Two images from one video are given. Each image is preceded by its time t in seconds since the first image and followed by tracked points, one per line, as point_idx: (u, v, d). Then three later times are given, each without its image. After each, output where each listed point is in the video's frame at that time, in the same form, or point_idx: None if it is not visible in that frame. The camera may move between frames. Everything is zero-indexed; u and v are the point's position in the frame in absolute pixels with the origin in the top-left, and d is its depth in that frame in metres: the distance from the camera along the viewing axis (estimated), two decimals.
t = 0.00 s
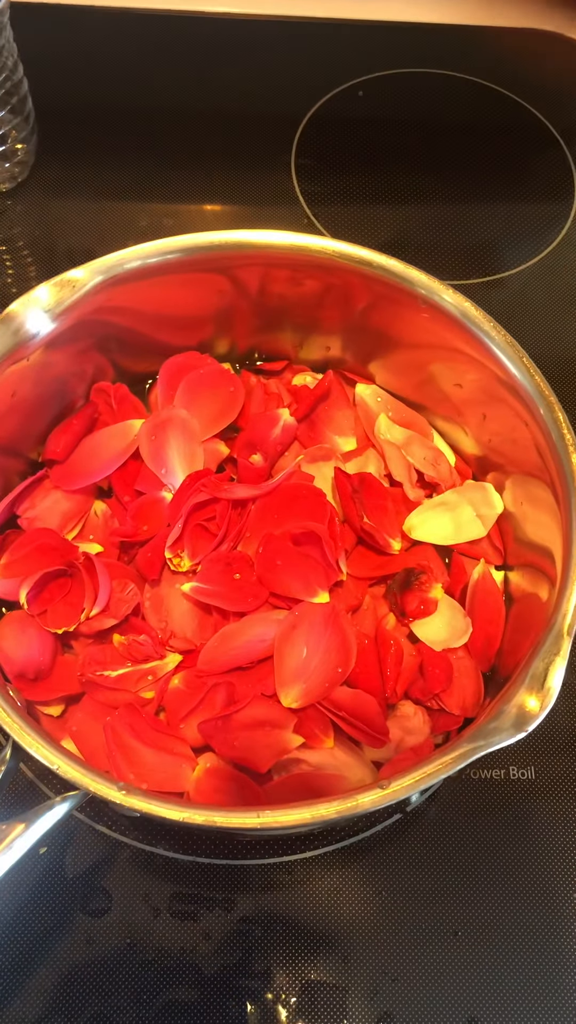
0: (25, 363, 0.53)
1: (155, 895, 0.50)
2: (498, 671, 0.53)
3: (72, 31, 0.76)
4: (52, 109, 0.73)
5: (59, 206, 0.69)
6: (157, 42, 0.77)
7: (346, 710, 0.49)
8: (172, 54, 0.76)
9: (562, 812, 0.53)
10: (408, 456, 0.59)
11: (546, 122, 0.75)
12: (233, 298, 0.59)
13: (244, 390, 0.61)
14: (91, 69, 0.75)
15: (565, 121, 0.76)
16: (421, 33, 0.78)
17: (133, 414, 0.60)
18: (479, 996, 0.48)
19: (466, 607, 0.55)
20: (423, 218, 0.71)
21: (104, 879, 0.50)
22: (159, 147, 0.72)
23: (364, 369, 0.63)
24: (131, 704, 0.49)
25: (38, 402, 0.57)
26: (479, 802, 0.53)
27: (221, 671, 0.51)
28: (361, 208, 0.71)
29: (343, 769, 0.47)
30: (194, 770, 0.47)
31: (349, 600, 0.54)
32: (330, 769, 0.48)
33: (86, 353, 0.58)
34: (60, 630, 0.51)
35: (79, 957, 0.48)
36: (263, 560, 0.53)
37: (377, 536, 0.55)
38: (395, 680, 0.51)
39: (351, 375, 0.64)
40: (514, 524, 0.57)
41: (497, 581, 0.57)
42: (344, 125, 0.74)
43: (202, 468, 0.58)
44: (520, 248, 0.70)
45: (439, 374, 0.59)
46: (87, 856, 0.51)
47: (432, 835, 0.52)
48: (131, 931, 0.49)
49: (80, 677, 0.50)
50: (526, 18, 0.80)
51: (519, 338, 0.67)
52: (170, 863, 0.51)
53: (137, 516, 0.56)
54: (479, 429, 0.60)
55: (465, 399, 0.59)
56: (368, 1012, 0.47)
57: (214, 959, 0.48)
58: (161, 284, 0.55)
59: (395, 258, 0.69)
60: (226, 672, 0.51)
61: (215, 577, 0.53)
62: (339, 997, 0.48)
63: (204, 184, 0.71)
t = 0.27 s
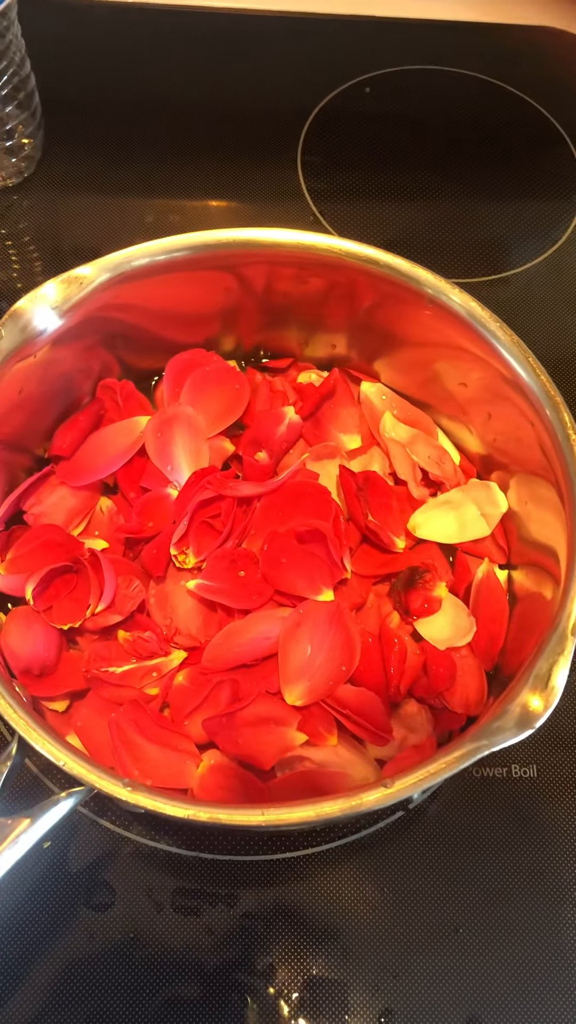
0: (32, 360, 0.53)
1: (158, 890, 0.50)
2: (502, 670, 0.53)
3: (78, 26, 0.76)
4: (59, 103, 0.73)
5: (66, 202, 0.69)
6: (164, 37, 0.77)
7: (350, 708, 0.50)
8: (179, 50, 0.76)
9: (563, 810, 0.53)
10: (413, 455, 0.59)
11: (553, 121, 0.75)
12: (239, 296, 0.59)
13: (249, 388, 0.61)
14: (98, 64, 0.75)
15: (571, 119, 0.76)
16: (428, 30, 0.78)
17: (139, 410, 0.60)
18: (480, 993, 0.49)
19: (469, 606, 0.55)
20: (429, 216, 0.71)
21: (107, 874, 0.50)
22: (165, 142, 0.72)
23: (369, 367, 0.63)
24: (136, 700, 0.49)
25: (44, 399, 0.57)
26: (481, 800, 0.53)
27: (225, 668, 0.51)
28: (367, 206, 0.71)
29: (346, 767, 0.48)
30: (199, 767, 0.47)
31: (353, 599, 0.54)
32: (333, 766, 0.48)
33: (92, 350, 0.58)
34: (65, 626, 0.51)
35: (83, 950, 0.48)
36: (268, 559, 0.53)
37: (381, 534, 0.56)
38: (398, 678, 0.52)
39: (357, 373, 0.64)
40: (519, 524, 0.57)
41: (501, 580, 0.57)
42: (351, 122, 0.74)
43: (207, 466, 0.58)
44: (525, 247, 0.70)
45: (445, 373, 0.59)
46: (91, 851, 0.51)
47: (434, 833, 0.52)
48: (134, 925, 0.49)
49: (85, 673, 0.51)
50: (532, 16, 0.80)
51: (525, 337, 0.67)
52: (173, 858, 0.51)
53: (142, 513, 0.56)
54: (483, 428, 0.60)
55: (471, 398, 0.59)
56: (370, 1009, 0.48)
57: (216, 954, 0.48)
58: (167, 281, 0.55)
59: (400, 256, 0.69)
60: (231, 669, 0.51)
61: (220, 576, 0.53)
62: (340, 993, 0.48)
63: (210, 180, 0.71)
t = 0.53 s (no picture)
0: (26, 346, 0.52)
1: (153, 887, 0.49)
2: (502, 666, 0.53)
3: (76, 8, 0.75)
4: (56, 86, 0.72)
5: (63, 187, 0.68)
6: (163, 18, 0.75)
7: (349, 704, 0.49)
8: (178, 32, 0.75)
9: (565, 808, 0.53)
10: (414, 446, 0.58)
11: (558, 106, 0.74)
12: (239, 283, 0.58)
13: (249, 378, 0.60)
14: (96, 46, 0.74)
15: None
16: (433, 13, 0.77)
17: (135, 398, 0.59)
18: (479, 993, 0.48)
19: (471, 601, 0.54)
20: (432, 203, 0.70)
21: (101, 870, 0.50)
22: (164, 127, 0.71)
23: (371, 356, 0.62)
24: (131, 694, 0.48)
25: (39, 387, 0.56)
26: (481, 796, 0.53)
27: (222, 663, 0.50)
28: (369, 193, 0.70)
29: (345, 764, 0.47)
30: (195, 761, 0.47)
31: (352, 592, 0.53)
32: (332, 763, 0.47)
33: (88, 337, 0.57)
34: (59, 619, 0.51)
35: (76, 947, 0.48)
36: (266, 551, 0.52)
37: (381, 527, 0.55)
38: (398, 673, 0.51)
39: (358, 362, 0.63)
40: (521, 517, 0.56)
41: (503, 573, 0.56)
42: (353, 107, 0.73)
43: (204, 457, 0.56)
44: (529, 235, 0.69)
45: (447, 362, 0.58)
46: (85, 847, 0.50)
47: (434, 830, 0.52)
48: (129, 923, 0.48)
49: (80, 666, 0.50)
50: None
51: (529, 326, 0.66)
52: (168, 855, 0.50)
53: (138, 504, 0.55)
54: (486, 419, 0.59)
55: (474, 388, 0.58)
56: (368, 1008, 0.47)
57: (212, 952, 0.48)
58: (164, 267, 0.54)
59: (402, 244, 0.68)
60: (228, 663, 0.50)
61: (218, 568, 0.52)
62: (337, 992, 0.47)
63: (209, 166, 0.70)
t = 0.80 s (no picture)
0: (27, 338, 0.52)
1: (152, 877, 0.50)
2: (501, 659, 0.53)
3: None
4: (57, 76, 0.71)
5: (63, 178, 0.68)
6: (165, 10, 0.75)
7: (347, 696, 0.49)
8: (179, 24, 0.75)
9: (561, 800, 0.53)
10: (414, 439, 0.58)
11: (559, 98, 0.74)
12: (239, 275, 0.58)
13: (248, 369, 0.59)
14: (97, 37, 0.73)
15: None
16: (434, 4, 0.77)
17: (136, 390, 0.60)
18: (475, 984, 0.48)
19: (470, 593, 0.54)
20: (433, 195, 0.70)
21: (101, 861, 0.50)
22: (165, 118, 0.71)
23: (370, 349, 0.62)
24: (130, 686, 0.48)
25: (38, 379, 0.56)
26: (478, 789, 0.53)
27: (221, 655, 0.50)
28: (369, 185, 0.69)
29: (343, 755, 0.47)
30: (193, 753, 0.47)
31: (352, 584, 0.53)
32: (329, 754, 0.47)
33: (88, 329, 0.57)
34: (59, 611, 0.51)
35: (76, 937, 0.48)
36: (265, 543, 0.53)
37: (380, 520, 0.54)
38: (397, 665, 0.51)
39: (358, 355, 0.63)
40: (520, 510, 0.56)
41: (502, 565, 0.56)
42: (354, 98, 0.72)
43: (204, 449, 0.56)
44: (530, 227, 0.69)
45: (448, 355, 0.58)
46: (84, 837, 0.50)
47: (432, 821, 0.52)
48: (128, 912, 0.49)
49: (79, 658, 0.50)
50: None
51: (529, 319, 0.66)
52: (167, 845, 0.50)
53: (138, 496, 0.55)
54: (486, 412, 0.59)
55: (474, 382, 0.58)
56: (365, 999, 0.47)
57: (211, 942, 0.48)
58: (165, 260, 0.54)
59: (403, 235, 0.68)
60: (227, 655, 0.50)
61: (217, 560, 0.52)
62: (334, 982, 0.48)
63: (210, 157, 0.69)
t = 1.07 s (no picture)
0: (35, 341, 0.53)
1: (158, 872, 0.50)
2: (502, 657, 0.53)
3: (82, 5, 0.75)
4: (63, 80, 0.72)
5: (69, 183, 0.69)
6: (169, 14, 0.76)
7: (351, 694, 0.50)
8: (183, 29, 0.75)
9: (562, 797, 0.54)
10: (416, 440, 0.59)
11: (560, 102, 0.75)
12: (243, 279, 0.58)
13: (252, 372, 0.60)
14: (103, 41, 0.74)
15: None
16: (436, 10, 0.77)
17: (142, 393, 0.60)
18: (477, 977, 0.49)
19: (471, 593, 0.55)
20: (435, 199, 0.70)
21: (107, 856, 0.51)
22: (169, 122, 0.71)
23: (373, 351, 0.63)
24: (137, 684, 0.49)
25: (46, 381, 0.57)
26: (479, 786, 0.54)
27: (226, 653, 0.51)
28: (372, 189, 0.70)
29: (347, 752, 0.48)
30: (199, 750, 0.48)
31: (355, 584, 0.54)
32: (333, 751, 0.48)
33: (95, 331, 0.57)
34: (66, 610, 0.51)
35: (83, 931, 0.49)
36: (270, 543, 0.53)
37: (383, 520, 0.55)
38: (399, 664, 0.52)
39: (361, 357, 0.63)
40: (521, 510, 0.57)
41: (503, 565, 0.57)
42: (357, 103, 0.73)
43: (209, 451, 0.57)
44: (531, 231, 0.70)
45: (449, 358, 0.58)
46: (91, 832, 0.51)
47: (434, 817, 0.53)
48: (134, 907, 0.49)
49: (87, 656, 0.51)
50: None
51: (530, 322, 0.66)
52: (173, 841, 0.51)
53: (144, 497, 0.56)
54: (488, 414, 0.59)
55: (475, 384, 0.58)
56: (368, 992, 0.48)
57: (217, 936, 0.49)
58: (171, 264, 0.55)
59: (406, 240, 0.69)
60: (232, 654, 0.51)
61: (223, 560, 0.53)
62: (338, 975, 0.48)
63: (214, 161, 0.70)
